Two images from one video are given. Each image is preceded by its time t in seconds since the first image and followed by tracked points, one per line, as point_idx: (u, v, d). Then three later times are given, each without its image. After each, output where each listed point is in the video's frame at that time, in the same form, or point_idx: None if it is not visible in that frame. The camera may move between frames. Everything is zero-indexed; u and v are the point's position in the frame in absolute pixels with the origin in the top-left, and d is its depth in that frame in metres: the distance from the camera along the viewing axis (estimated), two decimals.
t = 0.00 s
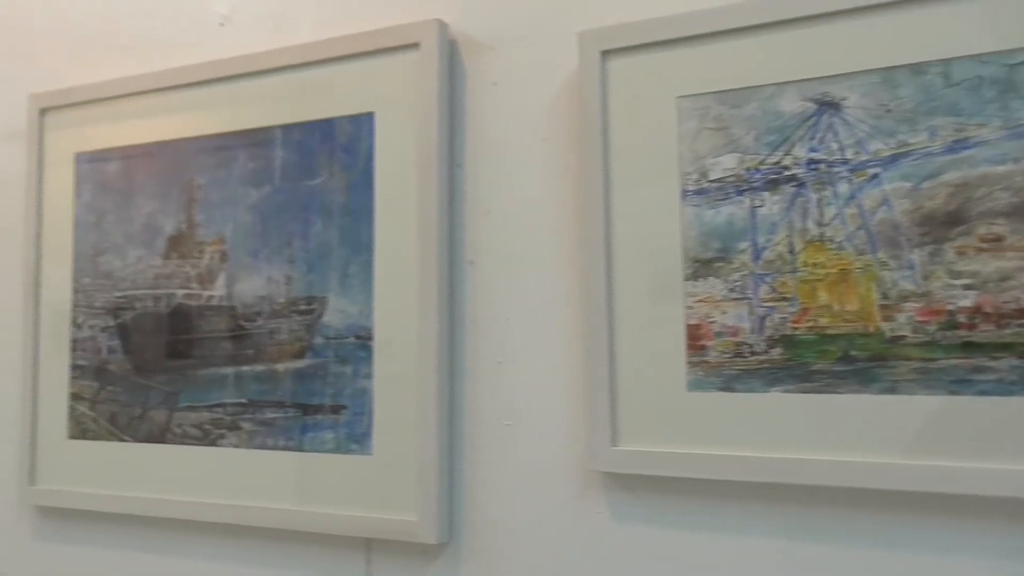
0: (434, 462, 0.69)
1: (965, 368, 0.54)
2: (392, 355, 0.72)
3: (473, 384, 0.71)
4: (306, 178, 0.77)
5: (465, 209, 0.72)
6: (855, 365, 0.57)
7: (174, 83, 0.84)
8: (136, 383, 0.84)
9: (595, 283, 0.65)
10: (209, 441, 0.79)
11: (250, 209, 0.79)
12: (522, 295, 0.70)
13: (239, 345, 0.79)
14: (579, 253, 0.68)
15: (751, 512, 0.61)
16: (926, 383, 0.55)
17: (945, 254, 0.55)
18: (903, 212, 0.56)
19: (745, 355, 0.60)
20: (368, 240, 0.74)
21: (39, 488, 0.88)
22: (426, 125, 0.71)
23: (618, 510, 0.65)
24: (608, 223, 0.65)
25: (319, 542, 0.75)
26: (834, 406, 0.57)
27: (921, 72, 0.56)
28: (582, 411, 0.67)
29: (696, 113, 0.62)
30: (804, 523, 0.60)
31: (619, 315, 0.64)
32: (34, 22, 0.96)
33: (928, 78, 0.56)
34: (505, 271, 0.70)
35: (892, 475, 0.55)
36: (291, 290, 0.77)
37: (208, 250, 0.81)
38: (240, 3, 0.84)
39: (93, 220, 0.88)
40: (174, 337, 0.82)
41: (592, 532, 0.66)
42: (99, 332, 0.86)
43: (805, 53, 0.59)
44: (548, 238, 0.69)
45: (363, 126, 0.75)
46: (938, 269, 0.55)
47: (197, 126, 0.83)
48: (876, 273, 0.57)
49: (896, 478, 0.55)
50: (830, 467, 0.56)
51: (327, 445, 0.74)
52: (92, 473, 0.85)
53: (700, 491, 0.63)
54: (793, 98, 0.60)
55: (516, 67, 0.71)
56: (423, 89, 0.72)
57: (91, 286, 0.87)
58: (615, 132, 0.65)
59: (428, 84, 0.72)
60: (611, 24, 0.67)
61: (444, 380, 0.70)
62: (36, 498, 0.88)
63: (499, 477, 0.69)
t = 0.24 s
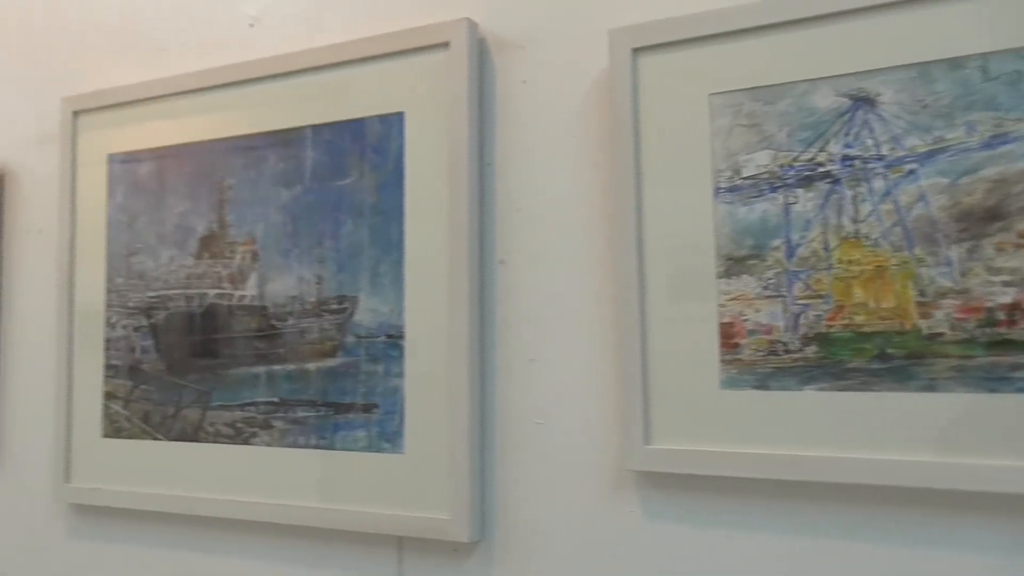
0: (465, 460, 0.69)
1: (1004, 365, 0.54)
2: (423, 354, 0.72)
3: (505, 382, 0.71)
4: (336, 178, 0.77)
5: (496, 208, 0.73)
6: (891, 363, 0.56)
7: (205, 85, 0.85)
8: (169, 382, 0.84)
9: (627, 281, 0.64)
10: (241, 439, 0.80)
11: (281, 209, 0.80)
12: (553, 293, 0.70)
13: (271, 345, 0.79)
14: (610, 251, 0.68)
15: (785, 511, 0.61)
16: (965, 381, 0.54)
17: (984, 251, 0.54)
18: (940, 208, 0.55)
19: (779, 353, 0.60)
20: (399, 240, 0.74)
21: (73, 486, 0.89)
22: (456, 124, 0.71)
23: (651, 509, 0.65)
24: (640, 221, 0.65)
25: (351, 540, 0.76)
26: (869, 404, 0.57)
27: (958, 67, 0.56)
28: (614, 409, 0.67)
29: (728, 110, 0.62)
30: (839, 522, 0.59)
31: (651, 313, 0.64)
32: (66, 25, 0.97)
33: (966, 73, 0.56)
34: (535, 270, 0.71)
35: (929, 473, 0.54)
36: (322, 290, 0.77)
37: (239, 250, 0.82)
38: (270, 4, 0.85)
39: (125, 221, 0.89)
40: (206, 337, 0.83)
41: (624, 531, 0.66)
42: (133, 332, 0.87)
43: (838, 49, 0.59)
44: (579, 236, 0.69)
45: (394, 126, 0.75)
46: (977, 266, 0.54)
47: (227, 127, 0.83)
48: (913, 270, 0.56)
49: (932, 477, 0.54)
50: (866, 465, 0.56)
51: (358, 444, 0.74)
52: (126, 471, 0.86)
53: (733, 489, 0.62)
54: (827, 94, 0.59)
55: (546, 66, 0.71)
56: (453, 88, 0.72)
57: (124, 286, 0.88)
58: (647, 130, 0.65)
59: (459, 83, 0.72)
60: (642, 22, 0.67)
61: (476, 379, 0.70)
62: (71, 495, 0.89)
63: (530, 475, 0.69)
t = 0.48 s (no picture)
0: (496, 458, 0.69)
1: None
2: (454, 352, 0.72)
3: (535, 381, 0.71)
4: (366, 177, 0.77)
5: (526, 206, 0.72)
6: (928, 360, 0.56)
7: (235, 86, 0.85)
8: (201, 381, 0.85)
9: (658, 279, 0.64)
10: (272, 437, 0.80)
11: (311, 208, 0.80)
12: (584, 291, 0.70)
13: (302, 344, 0.79)
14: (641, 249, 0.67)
15: (819, 510, 0.60)
16: (1004, 378, 0.54)
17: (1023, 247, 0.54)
18: (978, 204, 0.55)
19: (814, 351, 0.59)
20: (429, 238, 0.74)
21: (106, 484, 0.90)
22: (486, 123, 0.71)
23: (683, 507, 0.65)
24: (671, 218, 0.64)
25: (382, 537, 0.76)
26: (906, 402, 0.56)
27: (996, 61, 0.55)
28: (646, 408, 0.66)
29: (761, 106, 0.62)
30: (875, 521, 0.59)
31: (683, 311, 0.64)
32: (97, 27, 0.98)
33: (1004, 67, 0.55)
34: (566, 268, 0.70)
35: (967, 472, 0.54)
36: (352, 289, 0.77)
37: (270, 250, 0.82)
38: (299, 5, 0.85)
39: (156, 221, 0.89)
40: (237, 336, 0.83)
41: (656, 529, 0.66)
42: (164, 331, 0.88)
43: (873, 44, 0.58)
44: (609, 234, 0.69)
45: (423, 125, 0.75)
46: (1016, 262, 0.54)
47: (257, 128, 0.84)
48: (950, 266, 0.55)
49: (971, 476, 0.54)
50: (903, 464, 0.55)
51: (389, 442, 0.74)
52: (158, 469, 0.87)
53: (766, 488, 0.62)
54: (862, 89, 0.59)
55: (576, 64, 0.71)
56: (483, 86, 0.72)
57: (155, 286, 0.89)
58: (678, 126, 0.65)
59: (488, 82, 0.72)
60: (673, 18, 0.66)
61: (507, 377, 0.70)
62: (104, 493, 0.90)
63: (561, 474, 0.69)
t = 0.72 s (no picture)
0: (527, 457, 0.69)
1: None
2: (484, 351, 0.72)
3: (566, 379, 0.71)
4: (395, 176, 0.77)
5: (555, 204, 0.72)
6: (966, 357, 0.55)
7: (264, 87, 0.86)
8: (232, 380, 0.86)
9: (690, 277, 0.64)
10: (303, 436, 0.81)
11: (341, 208, 0.80)
12: (615, 289, 0.69)
13: (332, 342, 0.80)
14: (672, 246, 0.67)
15: (854, 509, 0.60)
16: None
17: None
18: (1017, 199, 0.54)
19: (849, 348, 0.59)
20: (458, 237, 0.74)
21: (139, 482, 0.90)
22: (516, 121, 0.71)
23: (715, 506, 0.64)
24: (703, 216, 0.64)
25: (412, 536, 0.76)
26: (943, 399, 0.56)
27: None
28: (678, 406, 0.66)
29: (794, 102, 0.61)
30: (911, 520, 0.58)
31: (715, 308, 0.64)
32: (125, 29, 0.99)
33: None
34: (595, 266, 0.70)
35: (1007, 470, 0.53)
36: (382, 288, 0.77)
37: (300, 249, 0.83)
38: (327, 5, 0.85)
39: (187, 221, 0.90)
40: (268, 335, 0.84)
41: (688, 528, 0.65)
42: (195, 330, 0.89)
43: (908, 38, 0.58)
44: (640, 232, 0.69)
45: (452, 124, 0.75)
46: None
47: (286, 128, 0.84)
48: (988, 262, 0.55)
49: (1011, 474, 0.53)
50: (941, 462, 0.55)
51: (420, 440, 0.75)
52: (190, 468, 0.88)
53: (800, 486, 0.62)
54: (897, 84, 0.58)
55: (605, 61, 0.71)
56: (512, 85, 0.72)
57: (186, 286, 0.90)
58: (709, 123, 0.64)
59: (517, 80, 0.72)
60: (704, 14, 0.66)
61: (537, 375, 0.70)
62: (137, 491, 0.91)
63: (592, 472, 0.69)
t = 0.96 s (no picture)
0: (558, 455, 0.69)
1: None
2: (514, 349, 0.72)
3: (596, 377, 0.71)
4: (424, 176, 0.78)
5: (584, 202, 0.72)
6: (1005, 354, 0.55)
7: (293, 87, 0.86)
8: (262, 380, 0.86)
9: (722, 274, 0.64)
10: (334, 435, 0.81)
11: (369, 207, 0.81)
12: (645, 287, 0.69)
13: (362, 342, 0.80)
14: (703, 243, 0.67)
15: (890, 507, 0.59)
16: None
17: None
18: None
19: (884, 345, 0.58)
20: (488, 236, 0.74)
21: (172, 481, 0.91)
22: (545, 119, 0.71)
23: (748, 504, 0.64)
24: (735, 212, 0.64)
25: (443, 534, 0.76)
26: (981, 396, 0.55)
27: None
28: (710, 404, 0.66)
29: (827, 97, 0.61)
30: (949, 518, 0.57)
31: (748, 305, 0.63)
32: (154, 32, 0.99)
33: None
34: (626, 264, 0.70)
35: None
36: (412, 287, 0.78)
37: (329, 249, 0.83)
38: (354, 5, 0.86)
39: (217, 222, 0.91)
40: (298, 335, 0.84)
41: (721, 527, 0.65)
42: (226, 330, 0.89)
43: (944, 31, 0.57)
44: (670, 229, 0.68)
45: (481, 122, 0.75)
46: None
47: (315, 128, 0.85)
48: None
49: None
50: (979, 460, 0.54)
51: (450, 439, 0.75)
52: (222, 466, 0.88)
53: (835, 485, 0.61)
54: (932, 77, 0.57)
55: (634, 58, 0.71)
56: (540, 83, 0.72)
57: (217, 286, 0.90)
58: (741, 118, 0.64)
59: (546, 77, 0.71)
60: (734, 9, 0.66)
61: (568, 374, 0.70)
62: (169, 490, 0.91)
63: (623, 471, 0.69)
